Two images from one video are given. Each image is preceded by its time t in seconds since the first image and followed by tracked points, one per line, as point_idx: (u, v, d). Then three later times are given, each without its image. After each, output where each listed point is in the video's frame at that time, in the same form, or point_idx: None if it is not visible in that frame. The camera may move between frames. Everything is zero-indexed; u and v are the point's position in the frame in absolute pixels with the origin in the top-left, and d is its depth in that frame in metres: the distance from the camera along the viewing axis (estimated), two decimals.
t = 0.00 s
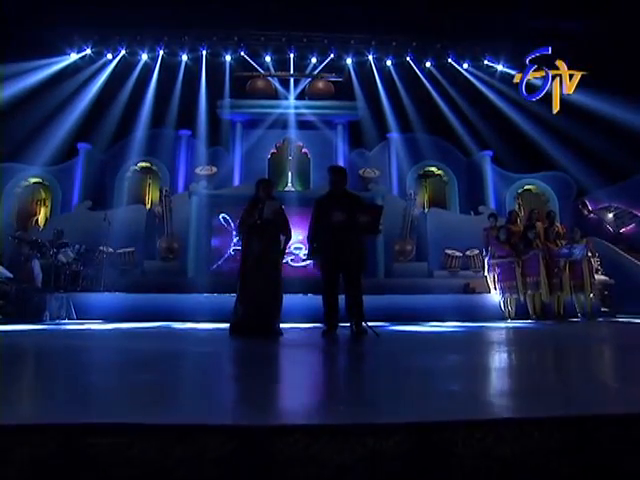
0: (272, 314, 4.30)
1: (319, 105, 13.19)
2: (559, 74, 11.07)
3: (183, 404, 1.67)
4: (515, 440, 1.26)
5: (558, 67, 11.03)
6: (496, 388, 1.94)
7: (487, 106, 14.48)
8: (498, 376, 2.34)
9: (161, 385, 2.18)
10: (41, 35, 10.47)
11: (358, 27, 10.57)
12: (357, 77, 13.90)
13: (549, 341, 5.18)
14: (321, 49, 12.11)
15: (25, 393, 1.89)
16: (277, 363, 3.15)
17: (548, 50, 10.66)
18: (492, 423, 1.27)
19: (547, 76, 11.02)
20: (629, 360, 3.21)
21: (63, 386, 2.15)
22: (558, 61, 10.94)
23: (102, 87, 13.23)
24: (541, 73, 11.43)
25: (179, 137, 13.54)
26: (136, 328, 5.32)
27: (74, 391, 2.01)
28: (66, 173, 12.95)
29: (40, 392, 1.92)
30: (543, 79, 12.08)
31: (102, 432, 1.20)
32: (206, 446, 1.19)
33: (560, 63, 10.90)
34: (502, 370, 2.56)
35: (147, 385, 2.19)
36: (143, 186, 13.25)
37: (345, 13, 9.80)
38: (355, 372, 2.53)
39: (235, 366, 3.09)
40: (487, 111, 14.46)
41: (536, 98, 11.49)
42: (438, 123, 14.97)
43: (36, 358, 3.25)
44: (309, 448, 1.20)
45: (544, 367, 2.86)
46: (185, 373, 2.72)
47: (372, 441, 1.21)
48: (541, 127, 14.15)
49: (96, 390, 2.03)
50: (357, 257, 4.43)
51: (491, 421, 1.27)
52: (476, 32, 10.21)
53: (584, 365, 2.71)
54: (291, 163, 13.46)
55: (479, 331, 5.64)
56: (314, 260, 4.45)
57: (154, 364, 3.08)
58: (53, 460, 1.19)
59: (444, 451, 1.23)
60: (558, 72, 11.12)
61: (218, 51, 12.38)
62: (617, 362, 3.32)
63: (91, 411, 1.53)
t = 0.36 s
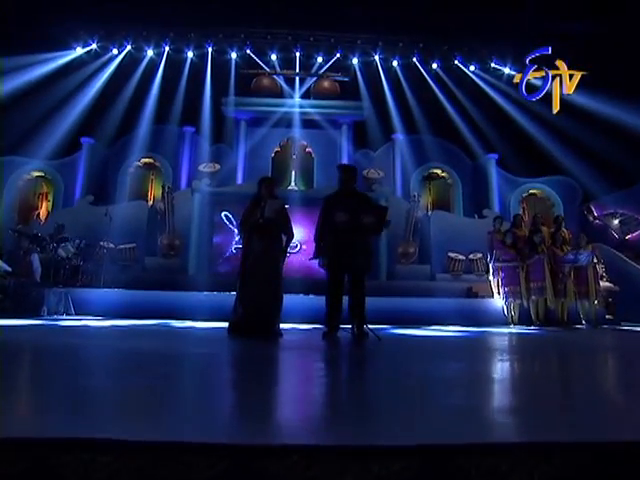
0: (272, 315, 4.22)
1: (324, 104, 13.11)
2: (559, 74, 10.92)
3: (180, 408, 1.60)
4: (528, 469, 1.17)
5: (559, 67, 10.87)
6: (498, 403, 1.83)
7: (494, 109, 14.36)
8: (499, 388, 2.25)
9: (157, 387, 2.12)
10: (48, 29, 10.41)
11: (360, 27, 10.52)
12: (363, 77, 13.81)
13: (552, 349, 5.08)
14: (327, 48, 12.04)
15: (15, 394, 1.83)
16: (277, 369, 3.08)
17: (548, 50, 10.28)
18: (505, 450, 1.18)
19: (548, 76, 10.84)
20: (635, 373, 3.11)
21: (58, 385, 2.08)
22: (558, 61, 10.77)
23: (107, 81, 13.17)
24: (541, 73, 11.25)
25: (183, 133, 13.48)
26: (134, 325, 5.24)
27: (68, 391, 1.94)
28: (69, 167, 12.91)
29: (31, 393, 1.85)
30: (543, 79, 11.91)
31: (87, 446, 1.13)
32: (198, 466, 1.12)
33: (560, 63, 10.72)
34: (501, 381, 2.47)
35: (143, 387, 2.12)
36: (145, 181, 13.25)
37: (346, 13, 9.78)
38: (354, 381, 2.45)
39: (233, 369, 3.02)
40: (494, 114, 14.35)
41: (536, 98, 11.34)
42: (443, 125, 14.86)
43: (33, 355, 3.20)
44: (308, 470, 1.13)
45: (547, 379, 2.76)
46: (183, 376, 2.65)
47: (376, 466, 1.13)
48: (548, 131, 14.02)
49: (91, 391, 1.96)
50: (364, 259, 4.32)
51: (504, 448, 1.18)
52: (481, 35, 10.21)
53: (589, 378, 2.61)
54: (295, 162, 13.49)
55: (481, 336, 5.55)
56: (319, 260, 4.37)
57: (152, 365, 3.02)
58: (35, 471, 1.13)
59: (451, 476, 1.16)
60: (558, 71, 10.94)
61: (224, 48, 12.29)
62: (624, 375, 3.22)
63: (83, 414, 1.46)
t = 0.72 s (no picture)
0: (272, 316, 4.13)
1: (333, 104, 13.08)
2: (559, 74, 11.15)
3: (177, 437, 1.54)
4: None
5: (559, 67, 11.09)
6: (499, 429, 1.85)
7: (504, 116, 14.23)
8: (502, 416, 2.17)
9: (153, 405, 2.05)
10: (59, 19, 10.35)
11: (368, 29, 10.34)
12: (373, 78, 13.73)
13: (555, 362, 4.99)
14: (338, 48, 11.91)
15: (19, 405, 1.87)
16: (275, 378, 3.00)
17: (548, 50, 10.33)
18: None
19: (548, 75, 11.08)
20: None
21: (51, 401, 2.02)
22: (558, 61, 10.97)
23: (116, 72, 13.11)
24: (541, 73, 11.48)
25: (190, 128, 13.40)
26: (132, 320, 5.18)
27: (64, 410, 1.88)
28: (75, 157, 12.86)
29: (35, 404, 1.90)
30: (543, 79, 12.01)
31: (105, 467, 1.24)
32: None
33: (560, 63, 10.91)
34: (505, 406, 2.38)
35: (140, 404, 2.06)
36: (150, 174, 13.09)
37: (345, 13, 9.69)
38: (352, 401, 2.37)
39: (231, 377, 2.95)
40: (504, 121, 14.20)
41: (533, 98, 11.68)
42: (452, 129, 14.72)
43: (29, 351, 3.13)
44: None
45: (545, 398, 2.76)
46: (179, 385, 2.58)
47: None
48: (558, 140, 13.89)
49: (87, 410, 1.90)
50: (369, 261, 4.24)
51: None
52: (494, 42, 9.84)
53: (594, 403, 2.55)
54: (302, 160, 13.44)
55: (483, 345, 5.45)
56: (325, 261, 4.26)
57: (149, 368, 2.95)
58: None
59: None
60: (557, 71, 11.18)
61: (234, 44, 12.17)
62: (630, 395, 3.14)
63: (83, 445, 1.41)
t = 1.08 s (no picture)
0: (274, 317, 4.02)
1: (342, 104, 13.00)
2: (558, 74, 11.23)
3: (172, 455, 1.44)
4: None
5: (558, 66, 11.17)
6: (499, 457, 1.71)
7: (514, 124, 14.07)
8: (509, 435, 2.09)
9: (149, 407, 1.96)
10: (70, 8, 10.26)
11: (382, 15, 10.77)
12: (384, 80, 13.64)
13: (559, 376, 4.88)
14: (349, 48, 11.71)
15: (8, 406, 1.77)
16: (275, 381, 2.91)
17: (548, 50, 10.41)
18: None
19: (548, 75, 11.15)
20: None
21: (44, 398, 1.94)
22: (558, 61, 11.04)
23: (126, 63, 13.01)
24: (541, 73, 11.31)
25: (197, 122, 13.32)
26: (131, 315, 5.09)
27: (56, 410, 1.79)
28: (81, 147, 12.82)
29: (24, 407, 1.79)
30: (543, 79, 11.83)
31: None
32: None
33: (560, 62, 11.02)
34: (503, 422, 2.34)
35: (136, 405, 1.97)
36: (155, 167, 13.02)
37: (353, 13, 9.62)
38: (354, 411, 2.27)
39: (229, 378, 2.85)
40: (515, 128, 14.05)
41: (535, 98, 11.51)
42: (461, 134, 14.59)
43: (24, 344, 3.05)
44: None
45: (550, 417, 2.63)
46: (177, 385, 2.49)
47: None
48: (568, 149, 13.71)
49: (80, 410, 1.81)
50: (376, 265, 4.13)
51: None
52: (503, 24, 10.33)
53: (606, 428, 2.43)
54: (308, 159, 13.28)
55: (486, 355, 5.33)
56: (330, 263, 4.16)
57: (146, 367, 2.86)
58: None
59: None
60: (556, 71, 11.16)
61: (245, 40, 12.01)
62: None
63: (69, 461, 1.31)
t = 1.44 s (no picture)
0: (275, 319, 3.91)
1: (350, 105, 12.86)
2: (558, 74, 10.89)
3: (166, 457, 1.33)
4: None
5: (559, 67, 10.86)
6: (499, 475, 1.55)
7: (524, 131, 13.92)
8: (514, 449, 2.01)
9: (147, 407, 1.86)
10: None
11: (389, 13, 10.96)
12: (394, 81, 13.52)
13: (564, 389, 4.76)
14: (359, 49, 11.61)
15: None
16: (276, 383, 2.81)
17: (548, 50, 10.19)
18: None
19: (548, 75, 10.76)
20: None
21: (35, 392, 1.84)
22: (558, 61, 10.75)
23: (134, 56, 12.92)
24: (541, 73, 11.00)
25: (204, 118, 13.23)
26: (129, 311, 4.99)
27: (48, 407, 1.70)
28: (86, 139, 12.75)
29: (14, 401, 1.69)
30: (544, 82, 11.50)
31: None
32: None
33: (560, 62, 10.75)
34: (506, 435, 2.27)
35: (129, 405, 1.87)
36: (160, 162, 12.95)
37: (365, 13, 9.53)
38: (356, 419, 2.18)
39: (228, 379, 2.75)
40: (524, 135, 13.87)
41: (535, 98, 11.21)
42: (470, 140, 14.43)
43: (17, 338, 2.94)
44: None
45: (557, 435, 2.49)
46: (175, 384, 2.38)
47: None
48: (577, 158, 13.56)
49: (71, 407, 1.71)
50: (382, 271, 4.03)
51: None
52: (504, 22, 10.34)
53: (619, 448, 2.31)
54: (315, 160, 13.22)
55: (489, 365, 5.21)
56: (335, 266, 4.05)
57: (142, 365, 2.76)
58: None
59: None
60: (557, 71, 10.84)
61: (255, 38, 11.93)
62: None
63: (58, 459, 1.22)
